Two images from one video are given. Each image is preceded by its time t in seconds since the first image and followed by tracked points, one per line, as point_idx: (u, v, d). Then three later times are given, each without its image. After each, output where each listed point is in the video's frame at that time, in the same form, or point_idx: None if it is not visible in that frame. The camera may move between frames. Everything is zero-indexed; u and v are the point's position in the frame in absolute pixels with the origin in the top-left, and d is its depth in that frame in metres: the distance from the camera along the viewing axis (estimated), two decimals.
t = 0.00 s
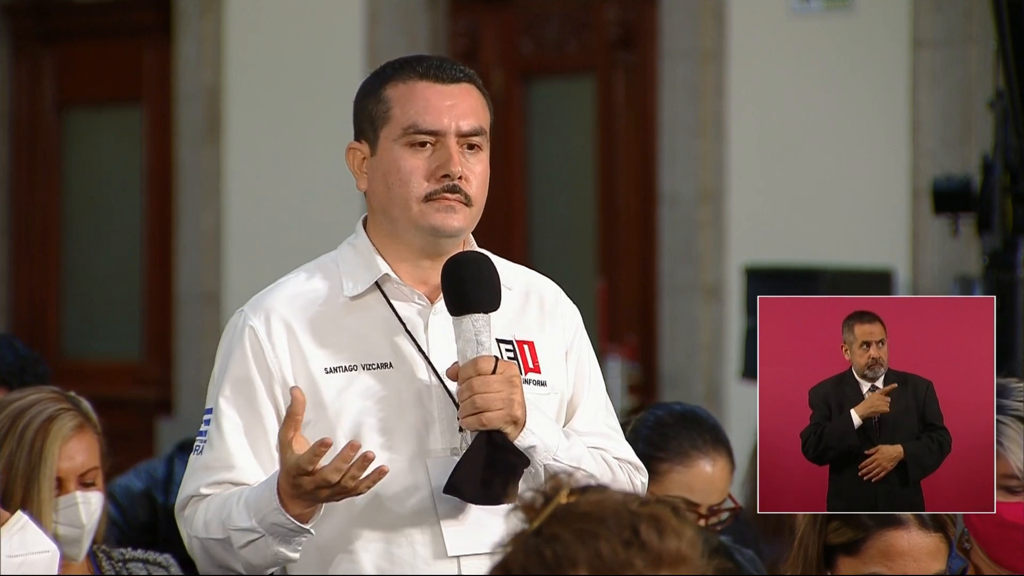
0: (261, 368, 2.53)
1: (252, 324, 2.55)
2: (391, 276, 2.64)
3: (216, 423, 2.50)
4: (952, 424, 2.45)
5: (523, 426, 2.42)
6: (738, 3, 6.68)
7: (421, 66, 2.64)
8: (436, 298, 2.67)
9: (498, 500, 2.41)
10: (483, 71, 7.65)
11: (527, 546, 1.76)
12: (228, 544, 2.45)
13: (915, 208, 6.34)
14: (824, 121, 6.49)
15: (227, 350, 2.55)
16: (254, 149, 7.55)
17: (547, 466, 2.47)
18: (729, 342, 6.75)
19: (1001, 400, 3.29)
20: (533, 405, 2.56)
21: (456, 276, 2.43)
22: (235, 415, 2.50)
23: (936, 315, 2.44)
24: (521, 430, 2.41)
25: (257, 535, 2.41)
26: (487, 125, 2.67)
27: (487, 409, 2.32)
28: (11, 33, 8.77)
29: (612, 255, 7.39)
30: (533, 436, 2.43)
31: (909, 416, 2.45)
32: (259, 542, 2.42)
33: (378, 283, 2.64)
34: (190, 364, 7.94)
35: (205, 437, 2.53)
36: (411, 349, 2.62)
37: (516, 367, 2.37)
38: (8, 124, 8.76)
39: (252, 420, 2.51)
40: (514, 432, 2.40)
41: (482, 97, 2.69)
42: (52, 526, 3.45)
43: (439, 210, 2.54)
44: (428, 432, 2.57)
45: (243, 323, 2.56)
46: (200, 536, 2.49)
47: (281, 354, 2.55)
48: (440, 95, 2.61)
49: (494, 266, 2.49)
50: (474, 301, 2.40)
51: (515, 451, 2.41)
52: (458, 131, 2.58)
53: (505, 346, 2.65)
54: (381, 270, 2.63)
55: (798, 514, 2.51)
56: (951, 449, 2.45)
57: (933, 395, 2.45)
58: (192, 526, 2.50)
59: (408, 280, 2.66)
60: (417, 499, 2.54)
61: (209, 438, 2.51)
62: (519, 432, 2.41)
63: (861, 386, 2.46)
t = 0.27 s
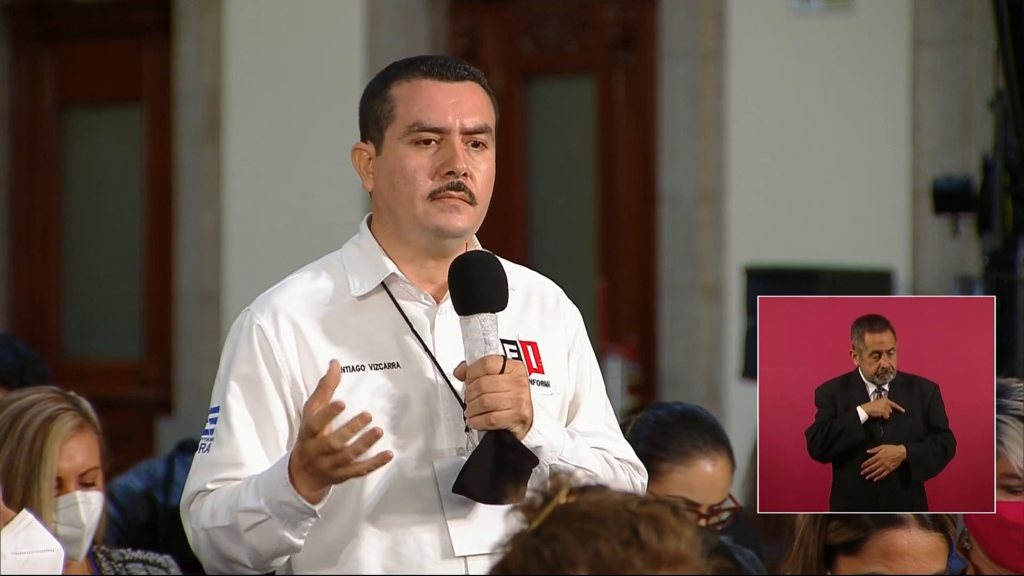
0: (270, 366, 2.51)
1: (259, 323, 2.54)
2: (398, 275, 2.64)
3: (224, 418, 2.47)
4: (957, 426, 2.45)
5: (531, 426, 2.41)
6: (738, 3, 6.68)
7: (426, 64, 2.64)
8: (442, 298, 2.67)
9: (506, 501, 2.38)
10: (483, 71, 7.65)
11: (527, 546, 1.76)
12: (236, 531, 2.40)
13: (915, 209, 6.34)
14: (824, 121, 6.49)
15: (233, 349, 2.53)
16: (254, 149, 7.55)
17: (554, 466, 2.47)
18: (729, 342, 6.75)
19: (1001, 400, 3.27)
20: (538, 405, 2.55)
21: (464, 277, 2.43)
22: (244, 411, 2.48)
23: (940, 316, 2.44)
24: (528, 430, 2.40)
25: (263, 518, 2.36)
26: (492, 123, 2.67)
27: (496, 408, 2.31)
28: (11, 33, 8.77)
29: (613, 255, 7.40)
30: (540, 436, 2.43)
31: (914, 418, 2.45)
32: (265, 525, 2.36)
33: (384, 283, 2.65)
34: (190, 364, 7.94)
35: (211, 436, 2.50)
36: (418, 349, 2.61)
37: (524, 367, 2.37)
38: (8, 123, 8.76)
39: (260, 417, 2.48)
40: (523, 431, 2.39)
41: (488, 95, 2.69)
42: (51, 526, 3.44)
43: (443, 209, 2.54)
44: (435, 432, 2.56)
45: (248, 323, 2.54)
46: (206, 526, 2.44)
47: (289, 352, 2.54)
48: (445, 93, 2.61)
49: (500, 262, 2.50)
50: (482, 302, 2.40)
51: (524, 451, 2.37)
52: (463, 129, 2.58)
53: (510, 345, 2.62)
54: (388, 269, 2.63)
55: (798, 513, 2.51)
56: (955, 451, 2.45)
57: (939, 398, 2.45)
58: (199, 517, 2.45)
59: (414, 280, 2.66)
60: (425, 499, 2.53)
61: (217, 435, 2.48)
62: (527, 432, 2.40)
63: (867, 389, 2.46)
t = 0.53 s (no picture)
0: (277, 361, 2.47)
1: (262, 319, 2.50)
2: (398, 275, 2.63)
3: (236, 408, 2.41)
4: (964, 428, 2.45)
5: (534, 423, 2.41)
6: (738, 3, 6.68)
7: (429, 63, 2.63)
8: (442, 298, 2.66)
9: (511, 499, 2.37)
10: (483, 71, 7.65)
11: (526, 546, 1.75)
12: (263, 478, 2.26)
13: (915, 209, 6.33)
14: (824, 122, 6.49)
15: (236, 345, 2.49)
16: (254, 150, 7.55)
17: (556, 465, 2.48)
18: (729, 342, 6.75)
19: (1001, 401, 3.26)
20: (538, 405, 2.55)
21: (464, 278, 2.42)
22: (255, 400, 2.42)
23: (945, 317, 2.44)
24: (531, 428, 2.40)
25: (298, 450, 2.24)
26: (494, 124, 2.66)
27: (499, 406, 2.30)
28: (11, 33, 8.77)
29: (613, 255, 7.40)
30: (542, 434, 2.43)
31: (920, 421, 2.44)
32: (300, 457, 2.24)
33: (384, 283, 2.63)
34: (190, 364, 7.94)
35: (222, 425, 2.44)
36: (420, 351, 2.61)
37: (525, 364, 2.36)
38: (9, 123, 8.76)
39: (273, 404, 2.43)
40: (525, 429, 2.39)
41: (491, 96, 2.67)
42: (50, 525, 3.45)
43: (438, 208, 2.53)
44: (436, 433, 2.55)
45: (251, 319, 2.50)
46: (230, 490, 2.31)
47: (295, 348, 2.51)
48: (448, 91, 2.59)
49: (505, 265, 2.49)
50: (485, 300, 2.39)
51: (527, 447, 2.37)
52: (463, 128, 2.57)
53: (508, 345, 2.63)
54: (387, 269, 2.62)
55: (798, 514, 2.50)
56: (961, 457, 2.45)
57: (950, 402, 2.44)
58: (223, 485, 2.33)
59: (414, 280, 2.65)
60: (424, 499, 2.50)
61: (230, 420, 2.41)
62: (530, 430, 2.40)
63: (877, 387, 2.45)
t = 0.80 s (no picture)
0: (287, 350, 2.48)
1: (267, 315, 2.50)
2: (398, 275, 2.61)
3: (256, 401, 2.43)
4: (971, 429, 2.44)
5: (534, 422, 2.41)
6: (738, 3, 6.68)
7: (428, 62, 2.62)
8: (441, 297, 2.65)
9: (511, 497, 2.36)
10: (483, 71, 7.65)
11: (526, 547, 1.75)
12: (313, 479, 2.29)
13: (915, 208, 6.33)
14: (824, 122, 6.49)
15: (244, 340, 2.49)
16: (254, 150, 7.55)
17: (554, 465, 2.48)
18: (729, 342, 6.75)
19: (1001, 401, 3.26)
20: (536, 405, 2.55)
21: (466, 275, 2.41)
22: (271, 394, 2.43)
23: (949, 318, 2.43)
24: (533, 426, 2.40)
25: (354, 459, 2.29)
26: (492, 122, 2.65)
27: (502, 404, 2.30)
28: (11, 33, 8.77)
29: (613, 255, 7.40)
30: (543, 433, 2.43)
31: (924, 421, 2.43)
32: (356, 465, 2.29)
33: (384, 283, 2.62)
34: (190, 364, 7.94)
35: (242, 417, 2.45)
36: (420, 349, 2.60)
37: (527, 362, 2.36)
38: (9, 123, 8.77)
39: (294, 394, 2.45)
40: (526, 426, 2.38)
41: (487, 95, 2.67)
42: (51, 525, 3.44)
43: (440, 205, 2.52)
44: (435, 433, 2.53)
45: (256, 314, 2.51)
46: (270, 484, 2.32)
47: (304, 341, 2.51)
48: (447, 89, 2.59)
49: (506, 264, 2.47)
50: (488, 298, 2.40)
51: (529, 446, 2.37)
52: (463, 126, 2.57)
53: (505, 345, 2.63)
54: (388, 269, 2.60)
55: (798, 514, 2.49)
56: (964, 461, 2.44)
57: (958, 402, 2.44)
58: (261, 477, 2.34)
59: (413, 279, 2.63)
60: (423, 499, 2.50)
61: (251, 413, 2.43)
62: (531, 428, 2.40)
63: (884, 385, 2.44)
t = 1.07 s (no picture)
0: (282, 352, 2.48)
1: (262, 315, 2.50)
2: (396, 275, 2.62)
3: (248, 403, 2.43)
4: (970, 429, 2.44)
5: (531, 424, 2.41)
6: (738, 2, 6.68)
7: (421, 62, 2.62)
8: (438, 298, 2.65)
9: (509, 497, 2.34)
10: (483, 71, 7.65)
11: (526, 548, 1.75)
12: (306, 485, 2.31)
13: (915, 208, 6.33)
14: (823, 122, 6.49)
15: (239, 341, 2.49)
16: (254, 150, 7.55)
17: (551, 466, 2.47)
18: (729, 342, 6.75)
19: (1001, 401, 3.26)
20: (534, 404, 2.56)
21: (464, 276, 2.41)
22: (265, 395, 2.43)
23: (950, 318, 2.43)
24: (529, 427, 2.41)
25: (350, 467, 2.32)
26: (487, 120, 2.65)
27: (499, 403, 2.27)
28: (11, 33, 8.77)
29: (612, 255, 7.40)
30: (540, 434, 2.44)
31: (923, 422, 2.43)
32: (350, 474, 2.32)
33: (382, 284, 2.62)
34: (190, 364, 7.93)
35: (235, 418, 2.45)
36: (416, 350, 2.60)
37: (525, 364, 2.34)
38: (9, 122, 8.77)
39: (288, 397, 2.45)
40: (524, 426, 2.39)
41: (482, 93, 2.67)
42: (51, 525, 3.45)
43: (438, 206, 2.53)
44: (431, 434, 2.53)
45: (251, 315, 2.51)
46: (262, 486, 2.34)
47: (299, 343, 2.50)
48: (441, 89, 2.59)
49: (506, 267, 2.48)
50: (485, 298, 2.39)
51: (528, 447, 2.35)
52: (458, 125, 2.56)
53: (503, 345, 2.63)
54: (385, 270, 2.60)
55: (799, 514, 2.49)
56: (963, 460, 2.44)
57: (959, 404, 2.44)
58: (253, 478, 2.35)
59: (410, 279, 2.64)
60: (420, 499, 2.50)
61: (244, 415, 2.43)
62: (528, 429, 2.40)
63: (885, 386, 2.44)
